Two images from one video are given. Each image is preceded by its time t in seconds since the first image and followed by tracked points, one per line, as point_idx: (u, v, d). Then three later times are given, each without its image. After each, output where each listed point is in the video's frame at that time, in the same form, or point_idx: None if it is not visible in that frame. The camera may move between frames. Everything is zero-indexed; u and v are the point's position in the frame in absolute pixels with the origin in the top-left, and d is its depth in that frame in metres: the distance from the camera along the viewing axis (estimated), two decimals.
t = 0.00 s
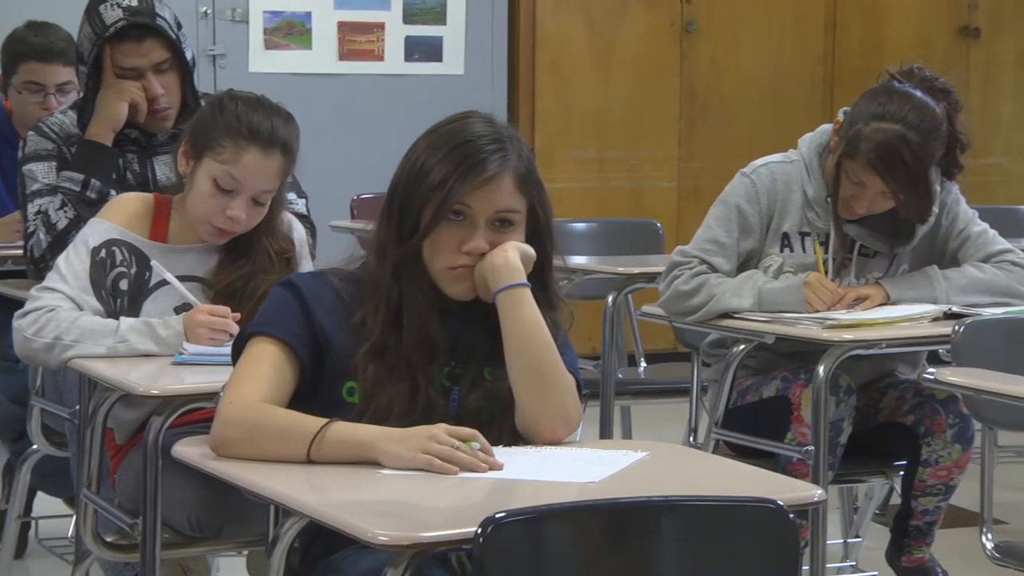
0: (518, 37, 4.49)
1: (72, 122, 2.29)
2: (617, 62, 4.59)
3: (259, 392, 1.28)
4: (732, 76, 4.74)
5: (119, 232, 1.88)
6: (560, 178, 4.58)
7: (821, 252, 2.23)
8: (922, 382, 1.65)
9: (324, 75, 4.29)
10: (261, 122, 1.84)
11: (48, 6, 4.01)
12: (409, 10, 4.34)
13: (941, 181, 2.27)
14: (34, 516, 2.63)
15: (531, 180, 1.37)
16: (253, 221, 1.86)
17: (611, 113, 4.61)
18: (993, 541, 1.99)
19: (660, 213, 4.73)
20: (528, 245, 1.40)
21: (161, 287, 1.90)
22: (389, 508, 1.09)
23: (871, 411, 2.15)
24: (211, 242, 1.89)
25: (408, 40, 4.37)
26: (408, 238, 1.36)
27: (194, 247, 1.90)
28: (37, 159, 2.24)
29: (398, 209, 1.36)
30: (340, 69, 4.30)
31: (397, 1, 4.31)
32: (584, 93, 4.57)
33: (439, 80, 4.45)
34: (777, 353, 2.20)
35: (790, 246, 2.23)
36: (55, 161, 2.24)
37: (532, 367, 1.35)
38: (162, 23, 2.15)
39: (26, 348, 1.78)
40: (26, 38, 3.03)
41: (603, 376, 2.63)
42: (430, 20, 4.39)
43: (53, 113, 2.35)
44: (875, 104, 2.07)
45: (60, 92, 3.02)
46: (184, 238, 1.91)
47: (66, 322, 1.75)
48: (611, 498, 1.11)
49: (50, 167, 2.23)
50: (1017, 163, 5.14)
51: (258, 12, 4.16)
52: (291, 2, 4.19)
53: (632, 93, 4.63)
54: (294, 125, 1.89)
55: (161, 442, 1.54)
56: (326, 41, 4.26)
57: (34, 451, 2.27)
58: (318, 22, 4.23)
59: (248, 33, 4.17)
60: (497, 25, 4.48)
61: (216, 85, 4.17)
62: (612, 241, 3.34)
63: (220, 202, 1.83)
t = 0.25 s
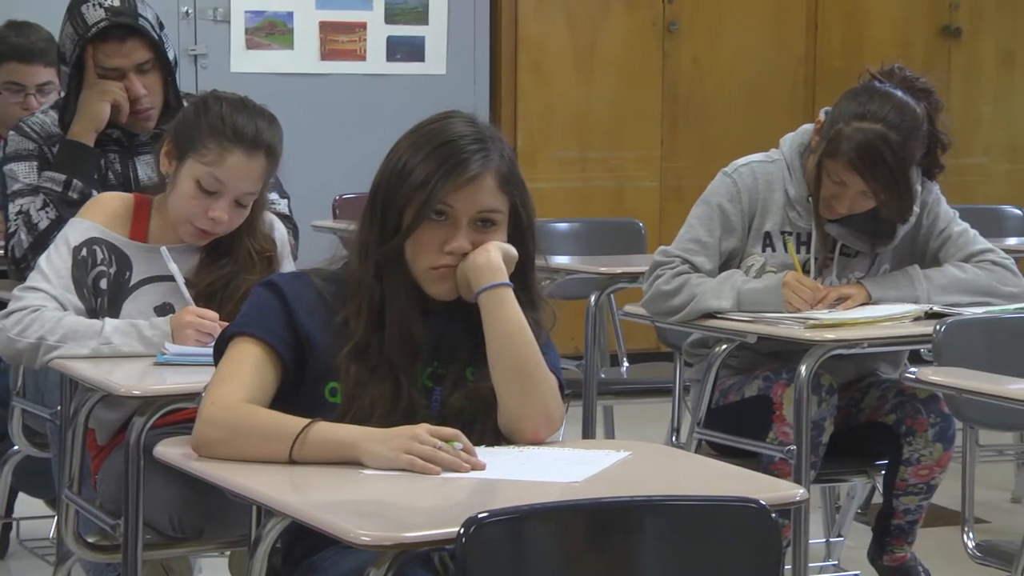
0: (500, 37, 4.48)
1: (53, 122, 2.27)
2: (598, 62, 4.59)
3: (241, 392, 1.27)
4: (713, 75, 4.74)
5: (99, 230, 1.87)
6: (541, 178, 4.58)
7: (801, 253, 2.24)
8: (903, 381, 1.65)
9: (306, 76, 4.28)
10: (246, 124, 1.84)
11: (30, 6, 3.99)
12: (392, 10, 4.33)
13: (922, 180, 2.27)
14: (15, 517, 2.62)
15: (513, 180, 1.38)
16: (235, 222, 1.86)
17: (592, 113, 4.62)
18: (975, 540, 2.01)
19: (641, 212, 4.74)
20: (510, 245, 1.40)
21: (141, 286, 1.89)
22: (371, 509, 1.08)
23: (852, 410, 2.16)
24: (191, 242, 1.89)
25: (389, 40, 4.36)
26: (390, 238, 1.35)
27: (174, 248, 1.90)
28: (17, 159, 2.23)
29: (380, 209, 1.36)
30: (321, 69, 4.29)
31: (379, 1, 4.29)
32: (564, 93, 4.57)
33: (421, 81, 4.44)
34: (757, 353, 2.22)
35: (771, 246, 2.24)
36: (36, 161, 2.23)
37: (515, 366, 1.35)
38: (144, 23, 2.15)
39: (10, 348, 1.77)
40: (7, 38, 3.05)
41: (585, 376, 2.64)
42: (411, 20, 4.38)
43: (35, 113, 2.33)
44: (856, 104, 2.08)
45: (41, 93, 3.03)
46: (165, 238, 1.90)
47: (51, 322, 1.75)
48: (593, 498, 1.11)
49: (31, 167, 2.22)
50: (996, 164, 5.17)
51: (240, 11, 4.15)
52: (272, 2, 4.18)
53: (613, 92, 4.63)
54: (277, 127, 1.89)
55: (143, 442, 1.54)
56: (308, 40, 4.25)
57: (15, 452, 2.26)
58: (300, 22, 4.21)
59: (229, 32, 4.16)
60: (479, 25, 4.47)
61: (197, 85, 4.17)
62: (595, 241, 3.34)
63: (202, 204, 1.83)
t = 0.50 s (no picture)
0: (478, 36, 4.48)
1: (31, 121, 2.26)
2: (576, 60, 4.59)
3: (218, 392, 1.27)
4: (690, 74, 4.75)
5: (75, 229, 1.87)
6: (518, 176, 4.58)
7: (777, 252, 2.24)
8: (881, 381, 1.65)
9: (283, 76, 4.26)
10: (223, 127, 1.84)
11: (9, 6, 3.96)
12: (369, 10, 4.30)
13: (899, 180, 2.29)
14: None
15: (490, 179, 1.38)
16: (212, 225, 1.86)
17: (570, 111, 4.62)
18: (953, 539, 2.00)
19: (618, 211, 4.73)
20: (488, 245, 1.40)
21: (118, 286, 1.89)
22: (350, 509, 1.09)
23: (830, 410, 2.16)
24: (167, 245, 1.89)
25: (367, 40, 4.34)
26: (367, 238, 1.36)
27: (152, 248, 1.90)
28: None
29: (358, 209, 1.36)
30: (298, 69, 4.26)
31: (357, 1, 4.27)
32: (542, 91, 4.57)
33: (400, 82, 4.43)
34: (735, 352, 2.22)
35: (749, 246, 2.24)
36: (14, 161, 2.23)
37: (493, 366, 1.35)
38: (123, 24, 2.16)
39: None
40: None
41: (564, 375, 2.64)
42: (389, 20, 4.36)
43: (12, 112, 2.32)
44: (832, 104, 2.08)
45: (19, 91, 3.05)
46: (141, 239, 1.90)
47: (29, 322, 1.75)
48: (569, 497, 1.11)
49: (8, 168, 2.23)
50: (974, 163, 5.17)
51: (217, 11, 4.13)
52: (250, 2, 4.15)
53: (591, 91, 4.63)
54: (254, 130, 1.89)
55: (121, 442, 1.54)
56: (286, 40, 4.23)
57: None
58: (277, 21, 4.19)
59: (206, 32, 4.14)
60: (457, 23, 4.46)
61: (175, 85, 4.15)
62: (573, 239, 3.34)
63: (178, 207, 1.83)
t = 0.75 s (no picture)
0: (479, 32, 4.46)
1: (22, 118, 2.24)
2: (578, 56, 4.56)
3: (214, 394, 1.25)
4: (693, 69, 4.72)
5: (68, 228, 1.85)
6: (520, 174, 4.55)
7: (785, 251, 2.21)
8: (893, 381, 1.62)
9: (280, 71, 4.24)
10: (218, 126, 1.82)
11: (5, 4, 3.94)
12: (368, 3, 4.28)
13: (911, 176, 2.27)
14: None
15: (493, 176, 1.35)
16: (208, 225, 1.84)
17: (572, 108, 4.59)
18: (967, 545, 1.99)
19: (623, 209, 4.71)
20: (491, 244, 1.37)
21: (112, 287, 1.86)
22: (349, 513, 1.06)
23: (841, 412, 2.14)
24: (161, 245, 1.87)
25: (367, 34, 4.32)
26: (367, 237, 1.33)
27: (146, 248, 1.87)
28: None
29: (357, 206, 1.33)
30: (295, 63, 4.24)
31: None
32: (543, 87, 4.54)
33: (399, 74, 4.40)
34: (743, 353, 2.19)
35: (758, 244, 2.21)
36: (6, 159, 2.19)
37: (496, 367, 1.33)
38: (121, 21, 2.14)
39: None
40: None
41: (568, 378, 2.61)
42: (389, 14, 4.33)
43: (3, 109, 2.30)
44: (840, 100, 2.06)
45: (9, 87, 2.96)
46: (135, 238, 1.87)
47: (21, 322, 1.72)
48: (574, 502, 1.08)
49: None
50: (987, 160, 5.13)
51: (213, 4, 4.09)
52: None
53: (593, 87, 4.61)
54: (252, 129, 1.86)
55: (115, 446, 1.52)
56: (284, 33, 4.21)
57: None
58: (274, 15, 4.17)
59: (202, 25, 4.11)
60: (460, 17, 4.44)
61: (169, 80, 4.13)
62: (576, 239, 3.31)
63: (173, 208, 1.80)
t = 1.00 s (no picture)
0: (485, 30, 4.43)
1: (15, 113, 2.22)
2: (586, 54, 4.53)
3: (211, 396, 1.22)
4: (703, 68, 4.69)
5: (61, 228, 1.81)
6: (529, 173, 4.53)
7: (799, 249, 2.18)
8: (911, 384, 1.59)
9: (278, 65, 4.21)
10: (215, 124, 1.78)
11: None
12: None
13: (930, 174, 2.22)
14: None
15: (500, 173, 1.32)
16: (205, 225, 1.80)
17: (580, 107, 4.56)
18: (986, 552, 1.93)
19: (633, 208, 4.68)
20: (497, 243, 1.34)
21: (106, 288, 1.83)
22: (347, 521, 1.02)
23: (857, 416, 2.10)
24: (157, 245, 1.84)
25: (370, 26, 4.30)
26: (369, 236, 1.30)
27: (141, 248, 1.83)
28: None
29: (360, 203, 1.30)
30: (295, 56, 4.22)
31: None
32: (551, 86, 4.51)
33: (399, 69, 4.37)
34: (756, 355, 2.15)
35: (772, 242, 2.18)
36: None
37: (502, 370, 1.29)
38: (117, 14, 2.12)
39: None
40: None
41: (575, 382, 2.57)
42: (392, 5, 4.31)
43: None
44: (857, 95, 2.03)
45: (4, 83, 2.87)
46: (129, 238, 1.84)
47: (13, 324, 1.70)
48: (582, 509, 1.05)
49: None
50: (1008, 156, 5.10)
51: None
52: None
53: (601, 85, 4.57)
54: (250, 125, 1.83)
55: (110, 451, 1.49)
56: (283, 26, 4.18)
57: None
58: (274, 7, 4.14)
59: (200, 18, 4.08)
60: (464, 12, 4.41)
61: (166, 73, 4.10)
62: (582, 238, 3.28)
63: (169, 209, 1.77)
